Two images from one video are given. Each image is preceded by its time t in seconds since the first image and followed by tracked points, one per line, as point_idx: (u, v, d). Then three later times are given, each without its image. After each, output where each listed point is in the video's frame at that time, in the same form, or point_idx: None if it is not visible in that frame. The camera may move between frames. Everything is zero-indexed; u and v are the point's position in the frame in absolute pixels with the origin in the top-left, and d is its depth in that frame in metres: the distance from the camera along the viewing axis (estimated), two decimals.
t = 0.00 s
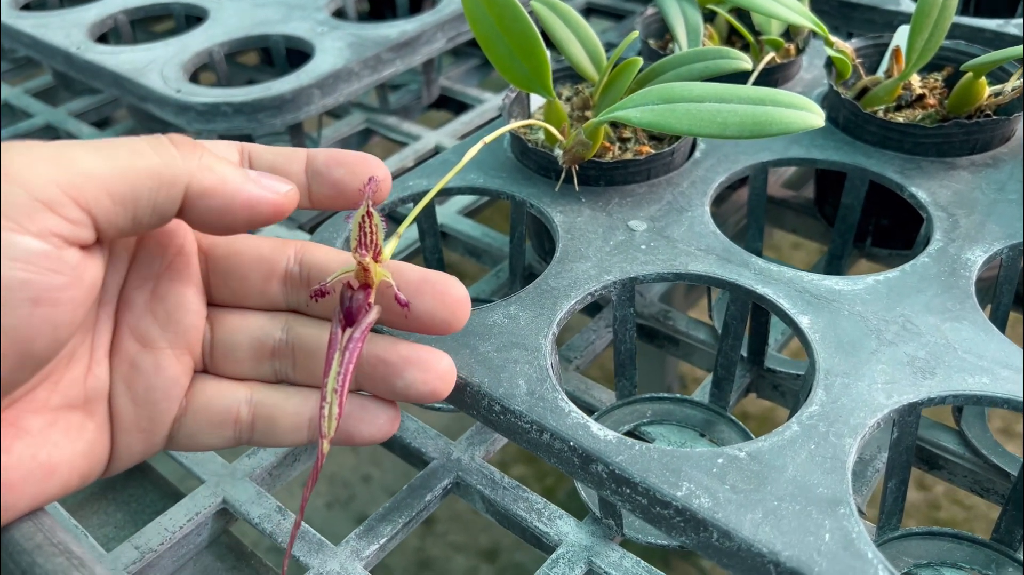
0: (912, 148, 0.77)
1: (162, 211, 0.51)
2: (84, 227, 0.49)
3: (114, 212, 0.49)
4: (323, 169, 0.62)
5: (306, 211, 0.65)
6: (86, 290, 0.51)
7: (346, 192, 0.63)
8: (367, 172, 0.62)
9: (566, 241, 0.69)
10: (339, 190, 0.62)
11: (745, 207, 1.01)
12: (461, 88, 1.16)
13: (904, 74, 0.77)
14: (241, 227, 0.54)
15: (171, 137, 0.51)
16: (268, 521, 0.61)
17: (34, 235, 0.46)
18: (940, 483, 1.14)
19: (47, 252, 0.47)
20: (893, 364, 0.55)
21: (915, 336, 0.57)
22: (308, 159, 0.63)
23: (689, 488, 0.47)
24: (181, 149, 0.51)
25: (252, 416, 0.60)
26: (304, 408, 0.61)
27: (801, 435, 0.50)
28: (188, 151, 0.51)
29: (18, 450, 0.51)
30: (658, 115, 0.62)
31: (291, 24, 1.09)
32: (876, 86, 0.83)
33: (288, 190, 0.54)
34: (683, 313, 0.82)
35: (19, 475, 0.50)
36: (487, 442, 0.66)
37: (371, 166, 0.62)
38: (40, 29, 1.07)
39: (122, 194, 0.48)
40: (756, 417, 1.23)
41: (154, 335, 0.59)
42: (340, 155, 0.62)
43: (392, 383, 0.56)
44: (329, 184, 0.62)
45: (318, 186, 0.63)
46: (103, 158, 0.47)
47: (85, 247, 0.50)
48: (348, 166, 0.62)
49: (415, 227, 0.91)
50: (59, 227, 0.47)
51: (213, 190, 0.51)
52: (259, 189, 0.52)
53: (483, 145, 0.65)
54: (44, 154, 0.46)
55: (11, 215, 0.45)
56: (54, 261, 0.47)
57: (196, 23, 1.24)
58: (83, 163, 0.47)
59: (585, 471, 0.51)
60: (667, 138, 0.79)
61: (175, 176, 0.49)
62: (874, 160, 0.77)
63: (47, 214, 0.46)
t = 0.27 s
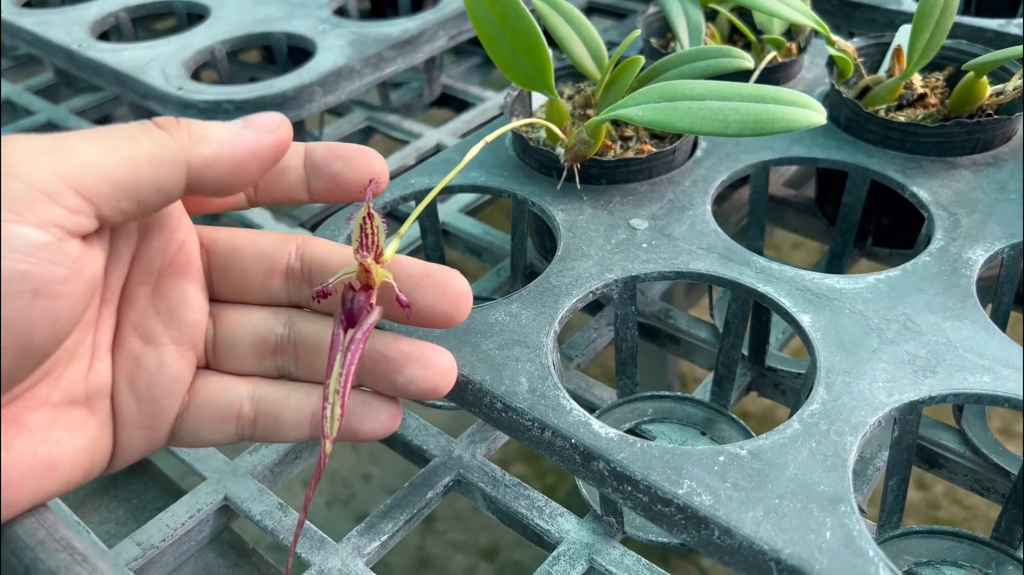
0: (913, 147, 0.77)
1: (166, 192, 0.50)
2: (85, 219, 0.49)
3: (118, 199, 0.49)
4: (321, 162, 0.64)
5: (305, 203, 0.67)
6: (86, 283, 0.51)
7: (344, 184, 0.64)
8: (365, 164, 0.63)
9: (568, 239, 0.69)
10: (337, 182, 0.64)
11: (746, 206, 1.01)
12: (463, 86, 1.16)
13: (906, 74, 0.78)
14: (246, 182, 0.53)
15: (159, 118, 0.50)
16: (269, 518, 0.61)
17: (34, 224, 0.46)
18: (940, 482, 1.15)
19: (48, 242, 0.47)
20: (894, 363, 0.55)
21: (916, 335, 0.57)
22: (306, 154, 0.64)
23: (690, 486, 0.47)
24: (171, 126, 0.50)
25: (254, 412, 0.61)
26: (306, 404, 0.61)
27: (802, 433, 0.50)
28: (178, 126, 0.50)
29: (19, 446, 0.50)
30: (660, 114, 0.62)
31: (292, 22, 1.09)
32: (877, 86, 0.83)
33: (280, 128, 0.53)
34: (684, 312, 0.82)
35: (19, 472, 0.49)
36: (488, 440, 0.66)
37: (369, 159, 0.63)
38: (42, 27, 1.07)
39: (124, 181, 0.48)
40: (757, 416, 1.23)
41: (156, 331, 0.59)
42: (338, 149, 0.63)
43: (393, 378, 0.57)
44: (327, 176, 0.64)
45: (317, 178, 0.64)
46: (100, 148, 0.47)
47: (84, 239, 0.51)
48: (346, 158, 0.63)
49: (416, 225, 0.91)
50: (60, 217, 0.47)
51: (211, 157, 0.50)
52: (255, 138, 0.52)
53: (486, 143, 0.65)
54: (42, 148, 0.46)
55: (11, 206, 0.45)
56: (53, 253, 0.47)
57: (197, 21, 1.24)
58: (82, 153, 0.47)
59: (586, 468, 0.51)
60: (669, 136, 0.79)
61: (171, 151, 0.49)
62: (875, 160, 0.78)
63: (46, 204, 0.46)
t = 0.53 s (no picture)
0: (912, 149, 0.77)
1: (160, 171, 0.50)
2: (80, 210, 0.49)
3: (115, 186, 0.49)
4: (318, 160, 0.64)
5: (302, 201, 0.67)
6: (83, 276, 0.51)
7: (340, 182, 0.64)
8: (360, 162, 0.64)
9: (566, 240, 0.69)
10: (334, 180, 0.64)
11: (745, 207, 1.01)
12: (463, 87, 1.16)
13: (905, 76, 0.78)
14: (235, 147, 0.53)
15: (140, 99, 0.50)
16: (268, 518, 0.61)
17: (31, 216, 0.46)
18: (939, 483, 1.15)
19: (43, 234, 0.47)
20: (891, 365, 0.55)
21: (914, 337, 0.57)
22: (302, 152, 0.65)
23: (686, 488, 0.47)
24: (152, 105, 0.49)
25: (253, 411, 0.61)
26: (304, 403, 0.61)
27: (799, 435, 0.51)
28: (159, 103, 0.49)
29: (19, 445, 0.50)
30: (659, 115, 0.62)
31: (293, 22, 1.09)
32: (876, 88, 0.83)
33: (254, 85, 0.52)
34: (682, 313, 0.82)
35: (20, 470, 0.49)
36: (487, 441, 0.66)
37: (365, 156, 0.64)
38: (43, 27, 1.07)
39: (116, 166, 0.48)
40: (756, 417, 1.24)
41: (155, 331, 0.59)
42: (335, 146, 0.64)
43: (391, 377, 0.57)
44: (324, 175, 0.64)
45: (313, 177, 0.65)
46: (87, 136, 0.47)
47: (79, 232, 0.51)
48: (342, 157, 0.64)
49: (415, 226, 0.91)
50: (56, 208, 0.47)
51: (198, 129, 0.49)
52: (235, 100, 0.51)
53: (485, 144, 0.66)
54: (33, 141, 0.46)
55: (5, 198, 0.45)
56: (48, 245, 0.48)
57: (198, 21, 1.24)
58: (73, 142, 0.47)
59: (583, 469, 0.51)
60: (668, 138, 0.79)
61: (157, 129, 0.48)
62: (874, 162, 0.78)
63: (41, 194, 0.46)
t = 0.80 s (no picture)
0: (912, 150, 0.77)
1: (153, 149, 0.48)
2: (77, 196, 0.48)
3: (111, 170, 0.47)
4: (317, 156, 0.64)
5: (301, 198, 0.68)
6: (81, 264, 0.50)
7: (340, 180, 0.65)
8: (360, 159, 0.64)
9: (567, 240, 0.69)
10: (334, 177, 0.65)
11: (746, 208, 1.01)
12: (464, 87, 1.16)
13: (906, 77, 0.78)
14: (225, 114, 0.49)
15: (122, 80, 0.47)
16: (270, 517, 0.61)
17: (28, 204, 0.46)
18: (939, 484, 1.15)
19: (41, 222, 0.46)
20: (891, 365, 0.55)
21: (914, 337, 0.57)
22: (301, 150, 0.65)
23: (687, 487, 0.47)
24: (135, 84, 0.47)
25: (255, 408, 0.61)
26: (306, 400, 0.61)
27: (799, 434, 0.51)
28: (141, 81, 0.46)
29: (20, 441, 0.50)
30: (660, 115, 0.62)
31: (294, 22, 1.09)
32: (876, 88, 0.83)
33: (226, 45, 0.48)
34: (683, 313, 0.82)
35: (23, 467, 0.49)
36: (487, 440, 0.66)
37: (364, 153, 0.64)
38: (45, 26, 1.07)
39: (106, 149, 0.46)
40: (757, 417, 1.24)
41: (157, 329, 0.60)
42: (334, 143, 0.64)
43: (395, 370, 0.56)
44: (323, 172, 0.65)
45: (313, 174, 0.65)
46: (71, 124, 0.45)
47: (78, 220, 0.49)
48: (341, 153, 0.64)
49: (417, 225, 0.91)
50: (52, 195, 0.46)
51: (183, 102, 0.47)
52: (214, 66, 0.47)
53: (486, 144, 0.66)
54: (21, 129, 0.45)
55: None
56: (45, 233, 0.47)
57: (200, 21, 1.24)
58: (61, 129, 0.45)
59: (584, 468, 0.51)
60: (669, 138, 0.79)
61: (143, 108, 0.46)
62: (874, 162, 0.78)
63: (36, 181, 0.45)
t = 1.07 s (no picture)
0: (913, 151, 0.77)
1: (126, 116, 0.48)
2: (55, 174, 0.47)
3: (88, 146, 0.47)
4: (312, 150, 0.64)
5: (297, 193, 0.68)
6: (66, 246, 0.49)
7: (336, 173, 0.65)
8: (356, 152, 0.64)
9: (568, 240, 0.69)
10: (329, 171, 0.65)
11: (747, 209, 1.01)
12: (465, 88, 1.16)
13: (907, 77, 0.78)
14: (185, 62, 0.50)
15: (80, 53, 0.48)
16: (269, 518, 0.61)
17: (12, 187, 0.45)
18: (940, 485, 1.15)
19: (24, 204, 0.46)
20: (892, 366, 0.55)
21: (915, 339, 0.57)
22: (296, 144, 0.65)
23: (687, 488, 0.47)
24: (93, 54, 0.47)
25: (254, 401, 0.60)
26: (304, 393, 0.60)
27: (800, 435, 0.51)
28: (98, 50, 0.47)
29: (17, 437, 0.51)
30: (661, 117, 0.62)
31: (295, 22, 1.09)
32: (878, 89, 0.83)
33: None
34: (684, 314, 0.82)
35: (19, 465, 0.50)
36: (487, 441, 0.66)
37: (359, 145, 0.64)
38: (46, 27, 1.07)
39: (82, 121, 0.46)
40: (757, 419, 1.24)
41: (153, 324, 0.60)
42: (328, 136, 0.64)
43: (395, 359, 0.56)
44: (319, 165, 0.65)
45: (308, 167, 0.65)
46: (39, 101, 0.45)
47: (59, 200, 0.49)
48: (336, 146, 0.64)
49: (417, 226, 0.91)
50: (33, 175, 0.46)
51: (142, 58, 0.47)
52: (163, 18, 0.48)
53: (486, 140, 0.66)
54: None
55: None
56: (28, 215, 0.46)
57: (201, 22, 1.24)
58: (32, 107, 0.45)
59: (584, 469, 0.51)
60: (670, 139, 0.79)
61: (107, 73, 0.46)
62: (875, 163, 0.78)
63: (14, 162, 0.45)
